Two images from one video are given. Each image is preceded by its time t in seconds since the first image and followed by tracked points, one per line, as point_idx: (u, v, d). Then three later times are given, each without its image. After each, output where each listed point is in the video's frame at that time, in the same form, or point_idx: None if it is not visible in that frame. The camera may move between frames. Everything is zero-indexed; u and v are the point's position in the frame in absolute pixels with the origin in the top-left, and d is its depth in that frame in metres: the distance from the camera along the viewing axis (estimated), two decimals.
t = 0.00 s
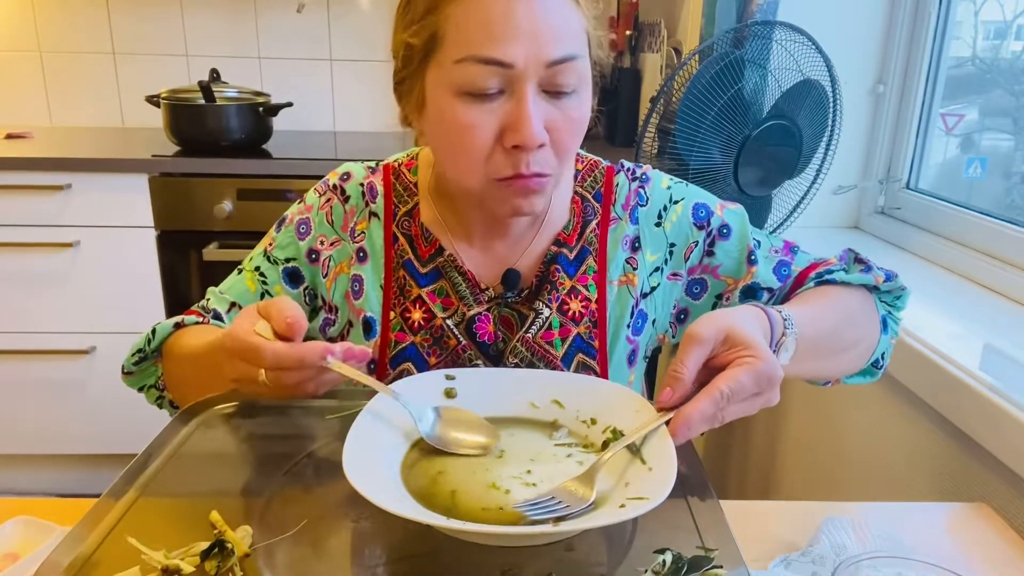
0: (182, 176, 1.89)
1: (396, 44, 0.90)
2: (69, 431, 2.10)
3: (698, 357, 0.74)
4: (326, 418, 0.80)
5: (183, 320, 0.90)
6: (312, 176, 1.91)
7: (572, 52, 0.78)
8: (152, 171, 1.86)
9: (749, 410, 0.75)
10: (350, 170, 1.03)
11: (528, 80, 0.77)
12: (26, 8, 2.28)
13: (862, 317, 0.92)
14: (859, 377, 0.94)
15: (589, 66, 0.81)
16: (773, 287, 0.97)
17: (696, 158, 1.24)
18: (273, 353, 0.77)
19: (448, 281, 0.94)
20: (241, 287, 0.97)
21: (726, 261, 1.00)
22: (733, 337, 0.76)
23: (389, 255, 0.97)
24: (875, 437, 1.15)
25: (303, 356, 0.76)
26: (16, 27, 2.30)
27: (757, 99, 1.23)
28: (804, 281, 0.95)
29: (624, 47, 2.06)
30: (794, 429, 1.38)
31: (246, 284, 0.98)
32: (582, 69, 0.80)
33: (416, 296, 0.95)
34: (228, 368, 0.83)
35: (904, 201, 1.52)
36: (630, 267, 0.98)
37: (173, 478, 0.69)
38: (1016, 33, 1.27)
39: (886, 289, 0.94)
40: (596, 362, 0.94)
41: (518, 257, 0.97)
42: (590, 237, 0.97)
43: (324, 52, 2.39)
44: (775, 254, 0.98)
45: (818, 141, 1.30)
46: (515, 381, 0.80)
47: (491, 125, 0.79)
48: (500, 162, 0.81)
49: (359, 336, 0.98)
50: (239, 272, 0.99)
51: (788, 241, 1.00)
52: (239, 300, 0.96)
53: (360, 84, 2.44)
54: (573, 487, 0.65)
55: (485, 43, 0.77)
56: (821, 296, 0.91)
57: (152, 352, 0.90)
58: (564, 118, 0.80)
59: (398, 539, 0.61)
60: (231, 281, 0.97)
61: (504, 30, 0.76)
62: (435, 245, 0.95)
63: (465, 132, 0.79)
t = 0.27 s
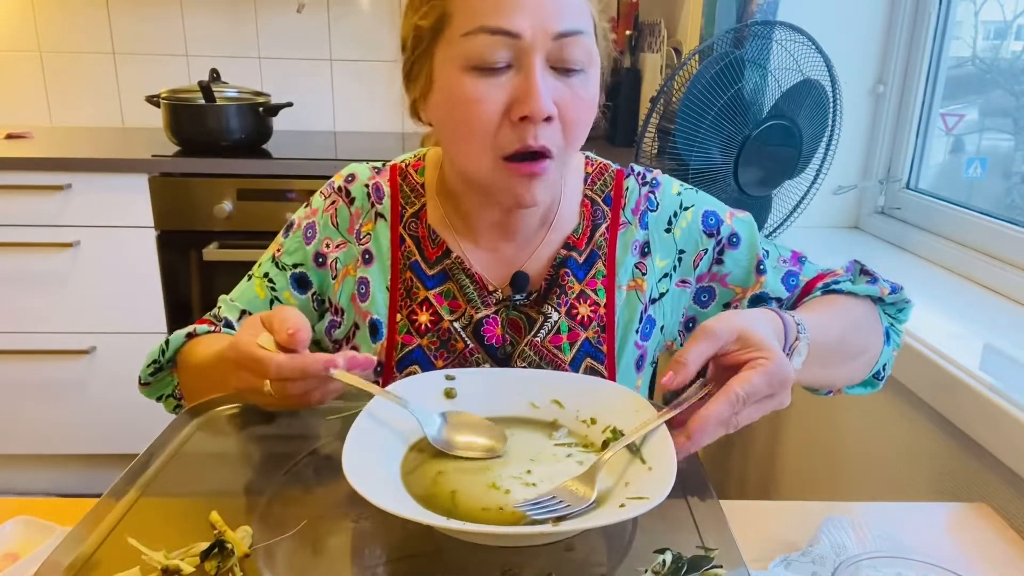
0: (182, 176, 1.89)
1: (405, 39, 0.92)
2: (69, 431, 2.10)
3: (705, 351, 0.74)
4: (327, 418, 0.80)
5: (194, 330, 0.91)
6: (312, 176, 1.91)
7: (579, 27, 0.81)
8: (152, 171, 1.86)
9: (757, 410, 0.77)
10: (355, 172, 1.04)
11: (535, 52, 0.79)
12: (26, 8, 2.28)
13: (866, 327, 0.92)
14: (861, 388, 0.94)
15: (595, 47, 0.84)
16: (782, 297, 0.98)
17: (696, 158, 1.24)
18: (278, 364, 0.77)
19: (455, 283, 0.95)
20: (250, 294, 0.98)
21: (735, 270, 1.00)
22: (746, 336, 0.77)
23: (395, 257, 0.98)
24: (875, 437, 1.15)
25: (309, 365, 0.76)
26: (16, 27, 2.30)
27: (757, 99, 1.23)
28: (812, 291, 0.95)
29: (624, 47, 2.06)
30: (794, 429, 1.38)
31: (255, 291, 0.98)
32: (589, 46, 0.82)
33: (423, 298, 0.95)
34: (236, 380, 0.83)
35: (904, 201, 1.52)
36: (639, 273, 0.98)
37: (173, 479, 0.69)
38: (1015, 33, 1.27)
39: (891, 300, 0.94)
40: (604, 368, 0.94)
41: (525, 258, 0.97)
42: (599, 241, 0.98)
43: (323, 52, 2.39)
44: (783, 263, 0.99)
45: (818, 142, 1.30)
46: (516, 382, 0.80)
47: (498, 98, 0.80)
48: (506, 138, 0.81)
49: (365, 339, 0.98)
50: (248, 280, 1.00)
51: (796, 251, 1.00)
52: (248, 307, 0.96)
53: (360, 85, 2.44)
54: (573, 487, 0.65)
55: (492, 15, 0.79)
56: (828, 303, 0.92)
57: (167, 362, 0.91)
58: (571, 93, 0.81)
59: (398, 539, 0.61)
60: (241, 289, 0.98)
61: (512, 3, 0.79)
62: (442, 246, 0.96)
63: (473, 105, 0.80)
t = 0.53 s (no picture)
0: (181, 176, 1.89)
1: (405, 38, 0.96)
2: (69, 431, 2.10)
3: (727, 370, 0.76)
4: (328, 418, 0.80)
5: (200, 329, 0.93)
6: (312, 176, 1.91)
7: (562, 12, 0.83)
8: (152, 171, 1.86)
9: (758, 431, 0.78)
10: (356, 173, 1.06)
11: (516, 34, 0.82)
12: (26, 8, 2.28)
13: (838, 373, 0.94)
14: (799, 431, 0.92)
15: (583, 34, 0.86)
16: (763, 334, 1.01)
17: (696, 158, 1.25)
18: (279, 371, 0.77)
19: (456, 283, 0.96)
20: (253, 295, 1.00)
21: (723, 303, 1.03)
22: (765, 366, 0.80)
23: (396, 257, 0.99)
24: (875, 438, 1.15)
25: (310, 376, 0.76)
26: (16, 27, 2.30)
27: (757, 99, 1.23)
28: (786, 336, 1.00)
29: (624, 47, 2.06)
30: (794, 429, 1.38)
31: (257, 292, 1.01)
32: (573, 31, 0.84)
33: (424, 298, 0.97)
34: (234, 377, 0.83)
35: (904, 201, 1.52)
36: (645, 278, 1.01)
37: (173, 478, 0.69)
38: (1016, 33, 1.28)
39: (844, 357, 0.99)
40: (607, 370, 0.96)
41: (526, 256, 0.99)
42: (605, 243, 1.00)
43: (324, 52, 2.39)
44: (765, 302, 1.03)
45: (818, 142, 1.30)
46: (514, 382, 0.81)
47: (479, 79, 0.82)
48: (486, 118, 0.83)
49: (365, 340, 0.98)
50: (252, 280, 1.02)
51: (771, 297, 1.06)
52: (250, 307, 0.98)
53: (360, 85, 2.44)
54: (572, 488, 0.65)
55: None
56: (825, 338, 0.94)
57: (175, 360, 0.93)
58: (553, 75, 0.83)
59: (398, 539, 0.61)
60: (245, 290, 1.01)
61: None
62: (443, 246, 0.98)
63: (456, 88, 0.83)
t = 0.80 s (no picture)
0: (181, 175, 1.89)
1: (401, 43, 0.99)
2: (70, 431, 2.10)
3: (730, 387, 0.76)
4: (330, 418, 0.80)
5: (200, 326, 0.93)
6: (312, 176, 1.91)
7: (539, 12, 0.85)
8: (152, 171, 1.86)
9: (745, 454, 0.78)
10: (356, 174, 1.06)
11: (488, 34, 0.84)
12: (26, 8, 2.28)
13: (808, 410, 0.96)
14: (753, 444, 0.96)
15: (563, 33, 0.87)
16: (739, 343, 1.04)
17: (696, 158, 1.25)
18: (276, 368, 0.79)
19: (457, 283, 0.97)
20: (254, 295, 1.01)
21: (712, 307, 1.05)
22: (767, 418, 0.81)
23: (397, 257, 1.00)
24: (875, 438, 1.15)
25: (308, 372, 0.80)
26: (16, 27, 2.30)
27: (757, 99, 1.23)
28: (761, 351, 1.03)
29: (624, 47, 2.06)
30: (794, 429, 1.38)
31: (257, 292, 1.01)
32: (549, 30, 0.86)
33: (426, 298, 0.97)
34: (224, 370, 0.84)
35: (904, 201, 1.52)
36: (648, 282, 1.01)
37: (173, 478, 0.69)
38: (1016, 33, 1.28)
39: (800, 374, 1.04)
40: (609, 372, 0.97)
41: (527, 257, 1.00)
42: (608, 244, 1.01)
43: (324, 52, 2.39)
44: (747, 310, 1.06)
45: (818, 142, 1.30)
46: (513, 382, 0.81)
47: (455, 78, 0.85)
48: (462, 116, 0.86)
49: (366, 340, 0.99)
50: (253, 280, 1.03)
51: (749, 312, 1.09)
52: (250, 306, 0.99)
53: (360, 84, 2.44)
54: (572, 488, 0.65)
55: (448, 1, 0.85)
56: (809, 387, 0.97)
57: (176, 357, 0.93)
58: (528, 74, 0.85)
59: (398, 540, 0.61)
60: (246, 290, 1.02)
61: None
62: (443, 246, 0.98)
63: (434, 88, 0.86)
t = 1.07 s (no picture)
0: (181, 175, 1.89)
1: (404, 52, 0.99)
2: (70, 431, 2.09)
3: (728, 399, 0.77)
4: (329, 419, 0.80)
5: (210, 335, 0.94)
6: (312, 176, 1.91)
7: (541, 32, 0.85)
8: (151, 171, 1.86)
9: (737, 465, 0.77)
10: (363, 176, 1.07)
11: (492, 55, 0.85)
12: (25, 8, 2.28)
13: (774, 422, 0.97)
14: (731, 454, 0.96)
15: (565, 50, 0.88)
16: (723, 347, 1.04)
17: (696, 158, 1.25)
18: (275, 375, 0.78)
19: (465, 280, 0.97)
20: (266, 300, 1.02)
21: (708, 305, 1.05)
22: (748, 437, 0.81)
23: (406, 255, 1.00)
24: (874, 437, 1.16)
25: (307, 382, 0.78)
26: (16, 27, 2.30)
27: (757, 99, 1.23)
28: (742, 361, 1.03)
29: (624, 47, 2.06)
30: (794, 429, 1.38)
31: (268, 295, 1.02)
32: (551, 49, 0.86)
33: (436, 295, 0.98)
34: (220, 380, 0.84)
35: (904, 201, 1.52)
36: (652, 278, 1.02)
37: (172, 479, 0.69)
38: (1016, 33, 1.28)
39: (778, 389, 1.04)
40: (616, 365, 0.97)
41: (537, 255, 1.00)
42: (613, 242, 1.01)
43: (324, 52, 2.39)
44: (736, 317, 1.06)
45: (818, 141, 1.30)
46: (514, 382, 0.81)
47: (460, 98, 0.86)
48: (467, 135, 0.87)
49: (378, 338, 0.99)
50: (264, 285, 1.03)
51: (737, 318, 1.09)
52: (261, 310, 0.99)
53: (361, 84, 2.44)
54: (571, 489, 0.64)
55: (452, 22, 0.85)
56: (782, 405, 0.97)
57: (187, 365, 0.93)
58: (531, 94, 0.86)
59: (398, 540, 0.61)
60: (258, 294, 1.02)
61: (471, 8, 0.84)
62: (451, 245, 0.99)
63: (438, 109, 0.87)
